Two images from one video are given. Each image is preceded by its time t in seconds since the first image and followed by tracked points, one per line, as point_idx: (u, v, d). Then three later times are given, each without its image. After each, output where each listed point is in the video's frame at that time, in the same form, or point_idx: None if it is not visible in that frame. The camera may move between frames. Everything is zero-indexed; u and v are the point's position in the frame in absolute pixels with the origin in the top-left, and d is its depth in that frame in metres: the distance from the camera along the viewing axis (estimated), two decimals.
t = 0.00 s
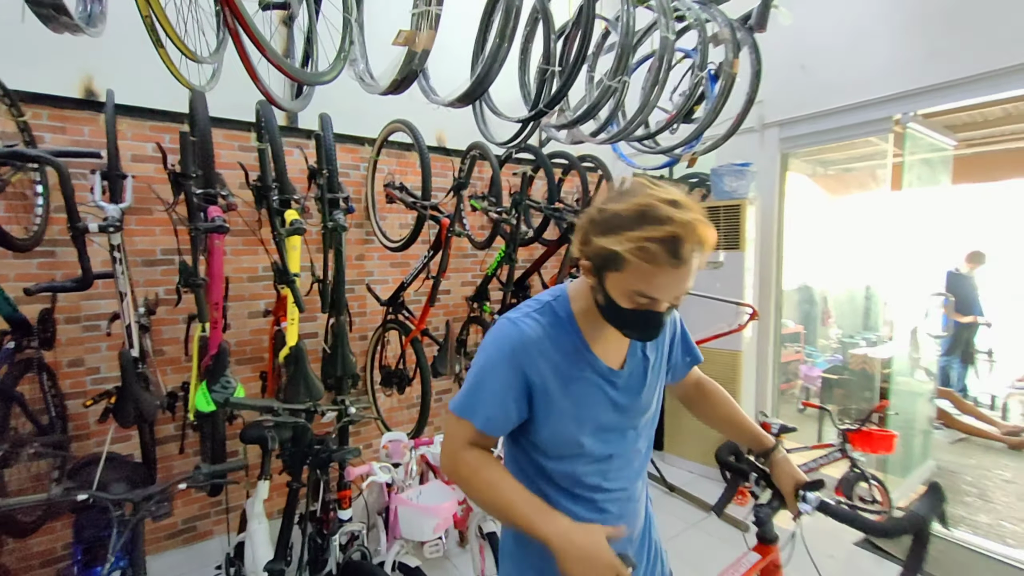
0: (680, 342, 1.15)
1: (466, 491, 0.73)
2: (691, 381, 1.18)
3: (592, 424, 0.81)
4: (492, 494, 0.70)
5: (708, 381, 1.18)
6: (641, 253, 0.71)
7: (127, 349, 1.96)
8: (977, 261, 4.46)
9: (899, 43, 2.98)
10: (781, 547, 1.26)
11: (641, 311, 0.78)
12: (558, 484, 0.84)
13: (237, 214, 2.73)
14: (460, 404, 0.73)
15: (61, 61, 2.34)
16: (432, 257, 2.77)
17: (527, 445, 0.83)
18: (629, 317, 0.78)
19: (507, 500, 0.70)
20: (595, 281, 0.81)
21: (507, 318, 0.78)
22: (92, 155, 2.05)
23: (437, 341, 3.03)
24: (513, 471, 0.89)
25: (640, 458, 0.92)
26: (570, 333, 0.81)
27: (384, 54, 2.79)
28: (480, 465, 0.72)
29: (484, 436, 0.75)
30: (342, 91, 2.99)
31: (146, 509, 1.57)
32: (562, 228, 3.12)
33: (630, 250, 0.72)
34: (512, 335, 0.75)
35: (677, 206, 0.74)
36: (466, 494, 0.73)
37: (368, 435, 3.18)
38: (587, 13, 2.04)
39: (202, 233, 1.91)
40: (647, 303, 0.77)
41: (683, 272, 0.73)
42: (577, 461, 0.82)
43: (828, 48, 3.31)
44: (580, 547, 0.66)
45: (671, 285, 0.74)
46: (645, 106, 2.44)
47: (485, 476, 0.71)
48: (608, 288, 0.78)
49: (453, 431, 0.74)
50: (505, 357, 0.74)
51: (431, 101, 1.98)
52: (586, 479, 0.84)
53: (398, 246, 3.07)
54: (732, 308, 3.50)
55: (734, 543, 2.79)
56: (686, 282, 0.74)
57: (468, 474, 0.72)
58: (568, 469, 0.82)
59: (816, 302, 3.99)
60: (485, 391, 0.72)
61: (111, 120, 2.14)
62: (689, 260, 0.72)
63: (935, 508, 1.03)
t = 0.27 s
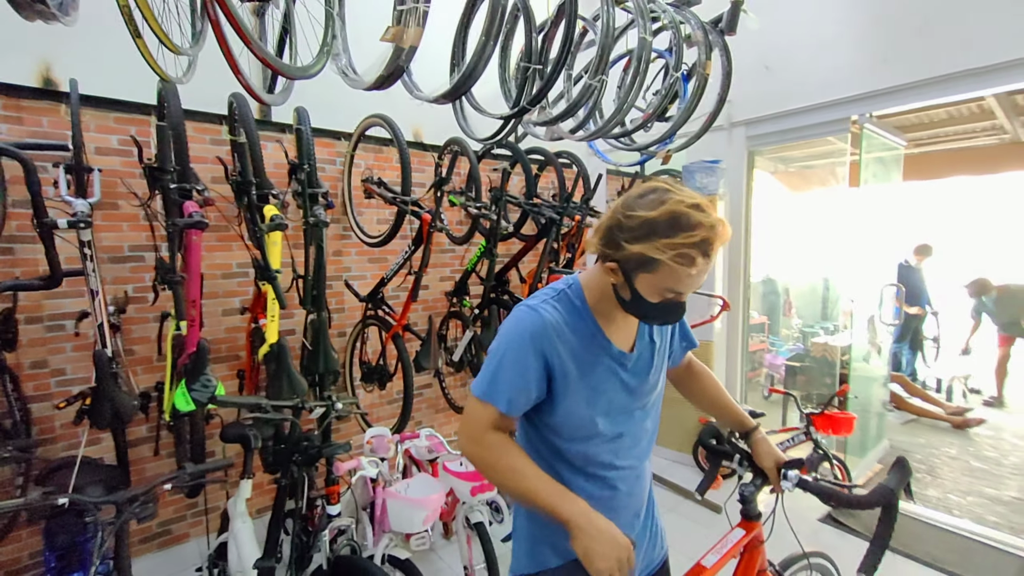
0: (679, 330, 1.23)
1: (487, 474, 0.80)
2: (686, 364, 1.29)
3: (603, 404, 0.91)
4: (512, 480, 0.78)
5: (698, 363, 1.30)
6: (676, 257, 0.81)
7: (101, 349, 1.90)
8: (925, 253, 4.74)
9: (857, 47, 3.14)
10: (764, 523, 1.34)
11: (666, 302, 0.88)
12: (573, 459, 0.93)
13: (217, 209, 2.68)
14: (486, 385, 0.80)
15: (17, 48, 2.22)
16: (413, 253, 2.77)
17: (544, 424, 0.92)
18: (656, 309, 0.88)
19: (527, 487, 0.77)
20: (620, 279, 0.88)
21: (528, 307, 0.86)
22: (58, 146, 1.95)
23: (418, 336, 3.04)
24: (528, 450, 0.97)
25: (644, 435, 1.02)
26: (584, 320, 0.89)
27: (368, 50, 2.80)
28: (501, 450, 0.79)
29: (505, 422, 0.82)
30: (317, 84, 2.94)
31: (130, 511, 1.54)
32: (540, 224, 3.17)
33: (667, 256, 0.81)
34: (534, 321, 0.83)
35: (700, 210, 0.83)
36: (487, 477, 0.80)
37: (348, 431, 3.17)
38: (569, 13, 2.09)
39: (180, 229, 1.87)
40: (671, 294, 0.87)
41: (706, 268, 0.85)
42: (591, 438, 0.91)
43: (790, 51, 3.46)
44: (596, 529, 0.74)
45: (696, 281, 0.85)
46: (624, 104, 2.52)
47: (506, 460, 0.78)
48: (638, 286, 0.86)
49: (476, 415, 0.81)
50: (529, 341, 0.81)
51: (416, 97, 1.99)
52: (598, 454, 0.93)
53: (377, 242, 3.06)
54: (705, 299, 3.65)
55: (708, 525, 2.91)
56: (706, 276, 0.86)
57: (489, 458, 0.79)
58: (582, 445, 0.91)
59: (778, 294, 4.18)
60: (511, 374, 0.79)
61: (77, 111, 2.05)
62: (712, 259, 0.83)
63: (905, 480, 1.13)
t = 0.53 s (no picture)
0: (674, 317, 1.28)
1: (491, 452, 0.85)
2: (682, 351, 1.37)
3: (601, 383, 0.95)
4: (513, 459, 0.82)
5: (691, 346, 1.38)
6: (677, 248, 0.86)
7: (77, 341, 1.84)
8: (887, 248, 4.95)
9: (829, 47, 3.24)
10: (751, 505, 1.42)
11: (667, 287, 0.93)
12: (572, 438, 0.98)
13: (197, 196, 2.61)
14: (489, 366, 0.85)
15: None
16: (398, 244, 2.76)
17: (545, 405, 0.97)
18: (657, 296, 0.93)
19: (528, 465, 0.81)
20: (622, 272, 0.92)
21: (527, 291, 0.91)
22: (29, 131, 1.87)
23: (403, 327, 3.04)
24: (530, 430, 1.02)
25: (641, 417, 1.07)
26: (583, 304, 0.94)
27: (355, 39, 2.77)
28: (504, 429, 0.83)
29: (508, 404, 0.86)
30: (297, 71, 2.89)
31: (115, 505, 1.51)
32: (523, 216, 3.19)
33: (670, 247, 0.86)
34: (535, 305, 0.88)
35: (692, 201, 0.88)
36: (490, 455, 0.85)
37: (330, 424, 3.15)
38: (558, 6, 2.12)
39: (161, 218, 1.83)
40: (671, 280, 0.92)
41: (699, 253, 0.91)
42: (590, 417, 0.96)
43: (766, 49, 3.55)
44: (592, 507, 0.77)
45: (691, 268, 0.91)
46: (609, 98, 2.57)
47: (508, 439, 0.83)
48: (641, 278, 0.90)
49: (480, 395, 0.86)
50: (528, 323, 0.86)
51: (404, 87, 2.03)
52: (596, 433, 0.98)
53: (360, 232, 3.03)
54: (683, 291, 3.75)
55: (686, 509, 3.01)
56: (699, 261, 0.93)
57: (492, 437, 0.83)
58: (581, 425, 0.96)
59: (750, 287, 4.28)
60: (513, 354, 0.84)
61: (47, 94, 1.97)
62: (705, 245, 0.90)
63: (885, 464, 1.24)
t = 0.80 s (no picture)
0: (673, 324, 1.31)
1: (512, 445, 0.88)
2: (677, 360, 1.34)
3: (603, 381, 0.98)
4: (531, 450, 0.86)
5: (689, 358, 1.36)
6: (655, 215, 0.91)
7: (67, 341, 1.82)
8: (870, 253, 4.98)
9: (814, 56, 3.32)
10: (740, 501, 1.44)
11: (656, 264, 0.95)
12: (573, 434, 1.00)
13: (188, 195, 2.59)
14: (499, 360, 0.89)
15: None
16: (392, 245, 2.77)
17: (548, 401, 0.99)
18: (644, 270, 0.95)
19: (543, 457, 0.84)
20: (612, 250, 0.97)
21: (535, 287, 0.93)
22: (18, 128, 1.85)
23: (394, 328, 3.04)
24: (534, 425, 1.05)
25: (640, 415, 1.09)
26: (587, 303, 0.96)
27: (348, 39, 2.77)
28: (524, 423, 0.87)
29: (524, 398, 0.90)
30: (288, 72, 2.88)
31: (107, 506, 1.50)
32: (515, 218, 3.21)
33: (647, 210, 0.91)
34: (541, 302, 0.91)
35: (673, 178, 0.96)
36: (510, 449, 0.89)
37: (321, 425, 3.13)
38: (552, 9, 2.14)
39: (155, 217, 1.81)
40: (660, 256, 0.95)
41: (685, 226, 0.94)
42: (591, 414, 0.98)
43: (753, 56, 3.62)
44: (606, 498, 0.80)
45: (676, 238, 0.94)
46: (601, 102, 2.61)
47: (527, 433, 0.86)
48: (626, 250, 0.95)
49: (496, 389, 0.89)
50: (535, 319, 0.89)
51: (400, 88, 2.06)
52: (597, 430, 1.00)
53: (352, 233, 3.02)
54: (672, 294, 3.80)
55: (675, 509, 3.05)
56: (686, 234, 0.95)
57: (513, 431, 0.87)
58: (583, 421, 0.99)
59: (738, 288, 4.42)
60: (521, 349, 0.88)
61: (37, 90, 1.94)
62: (688, 216, 0.93)
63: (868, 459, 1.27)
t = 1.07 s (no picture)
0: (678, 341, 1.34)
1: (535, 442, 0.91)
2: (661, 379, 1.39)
3: (613, 383, 0.99)
4: (558, 445, 0.89)
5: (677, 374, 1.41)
6: (641, 194, 1.01)
7: (77, 342, 1.84)
8: (873, 260, 5.07)
9: (817, 64, 3.35)
10: (744, 507, 1.45)
11: (648, 241, 1.01)
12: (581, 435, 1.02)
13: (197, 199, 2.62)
14: (516, 359, 0.91)
15: None
16: (397, 249, 2.79)
17: (558, 401, 1.01)
18: (636, 247, 1.01)
19: (572, 451, 0.89)
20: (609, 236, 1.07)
21: (547, 289, 0.97)
22: (32, 132, 1.88)
23: (399, 332, 3.05)
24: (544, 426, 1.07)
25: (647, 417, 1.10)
26: (596, 305, 0.99)
27: (355, 47, 2.81)
28: (547, 420, 0.90)
29: (542, 398, 0.92)
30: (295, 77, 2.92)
31: (116, 505, 1.52)
32: (519, 223, 3.23)
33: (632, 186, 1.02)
34: (553, 303, 0.94)
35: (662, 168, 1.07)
36: (534, 446, 0.91)
37: (324, 429, 3.14)
38: (558, 17, 2.16)
39: (165, 220, 1.84)
40: (651, 234, 1.01)
41: (674, 206, 1.02)
42: (600, 414, 1.00)
43: (756, 64, 3.65)
44: (635, 478, 0.87)
45: (666, 217, 1.01)
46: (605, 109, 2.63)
47: (553, 429, 0.90)
48: (620, 231, 1.04)
49: (516, 389, 0.92)
50: (547, 318, 0.93)
51: (406, 95, 2.10)
52: (604, 430, 1.01)
53: (357, 237, 3.04)
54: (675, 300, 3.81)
55: (678, 515, 3.04)
56: (676, 216, 1.02)
57: (538, 429, 0.90)
58: (591, 421, 1.00)
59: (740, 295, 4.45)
60: (535, 347, 0.90)
61: (51, 94, 1.98)
62: (676, 197, 1.02)
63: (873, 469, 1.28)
